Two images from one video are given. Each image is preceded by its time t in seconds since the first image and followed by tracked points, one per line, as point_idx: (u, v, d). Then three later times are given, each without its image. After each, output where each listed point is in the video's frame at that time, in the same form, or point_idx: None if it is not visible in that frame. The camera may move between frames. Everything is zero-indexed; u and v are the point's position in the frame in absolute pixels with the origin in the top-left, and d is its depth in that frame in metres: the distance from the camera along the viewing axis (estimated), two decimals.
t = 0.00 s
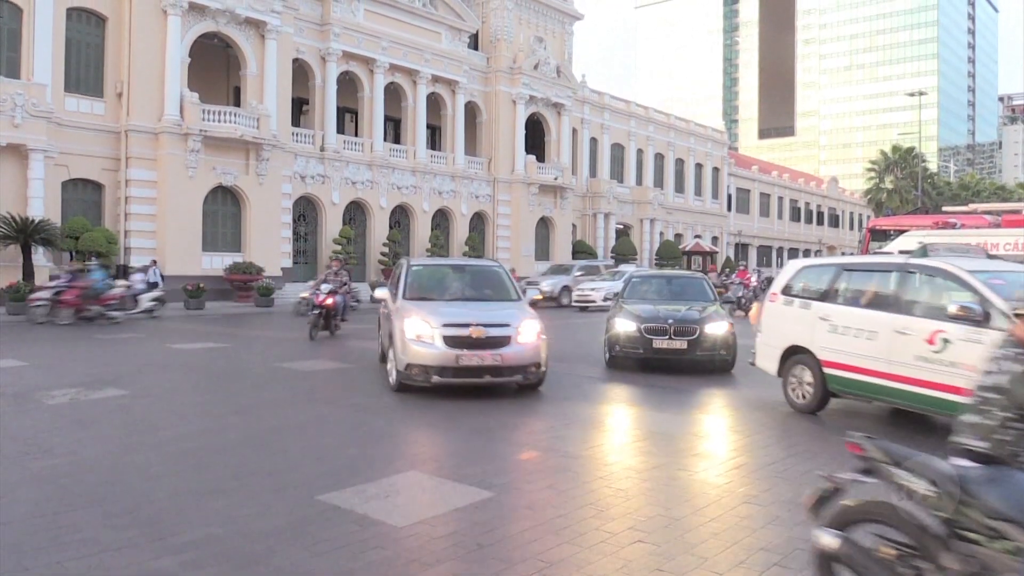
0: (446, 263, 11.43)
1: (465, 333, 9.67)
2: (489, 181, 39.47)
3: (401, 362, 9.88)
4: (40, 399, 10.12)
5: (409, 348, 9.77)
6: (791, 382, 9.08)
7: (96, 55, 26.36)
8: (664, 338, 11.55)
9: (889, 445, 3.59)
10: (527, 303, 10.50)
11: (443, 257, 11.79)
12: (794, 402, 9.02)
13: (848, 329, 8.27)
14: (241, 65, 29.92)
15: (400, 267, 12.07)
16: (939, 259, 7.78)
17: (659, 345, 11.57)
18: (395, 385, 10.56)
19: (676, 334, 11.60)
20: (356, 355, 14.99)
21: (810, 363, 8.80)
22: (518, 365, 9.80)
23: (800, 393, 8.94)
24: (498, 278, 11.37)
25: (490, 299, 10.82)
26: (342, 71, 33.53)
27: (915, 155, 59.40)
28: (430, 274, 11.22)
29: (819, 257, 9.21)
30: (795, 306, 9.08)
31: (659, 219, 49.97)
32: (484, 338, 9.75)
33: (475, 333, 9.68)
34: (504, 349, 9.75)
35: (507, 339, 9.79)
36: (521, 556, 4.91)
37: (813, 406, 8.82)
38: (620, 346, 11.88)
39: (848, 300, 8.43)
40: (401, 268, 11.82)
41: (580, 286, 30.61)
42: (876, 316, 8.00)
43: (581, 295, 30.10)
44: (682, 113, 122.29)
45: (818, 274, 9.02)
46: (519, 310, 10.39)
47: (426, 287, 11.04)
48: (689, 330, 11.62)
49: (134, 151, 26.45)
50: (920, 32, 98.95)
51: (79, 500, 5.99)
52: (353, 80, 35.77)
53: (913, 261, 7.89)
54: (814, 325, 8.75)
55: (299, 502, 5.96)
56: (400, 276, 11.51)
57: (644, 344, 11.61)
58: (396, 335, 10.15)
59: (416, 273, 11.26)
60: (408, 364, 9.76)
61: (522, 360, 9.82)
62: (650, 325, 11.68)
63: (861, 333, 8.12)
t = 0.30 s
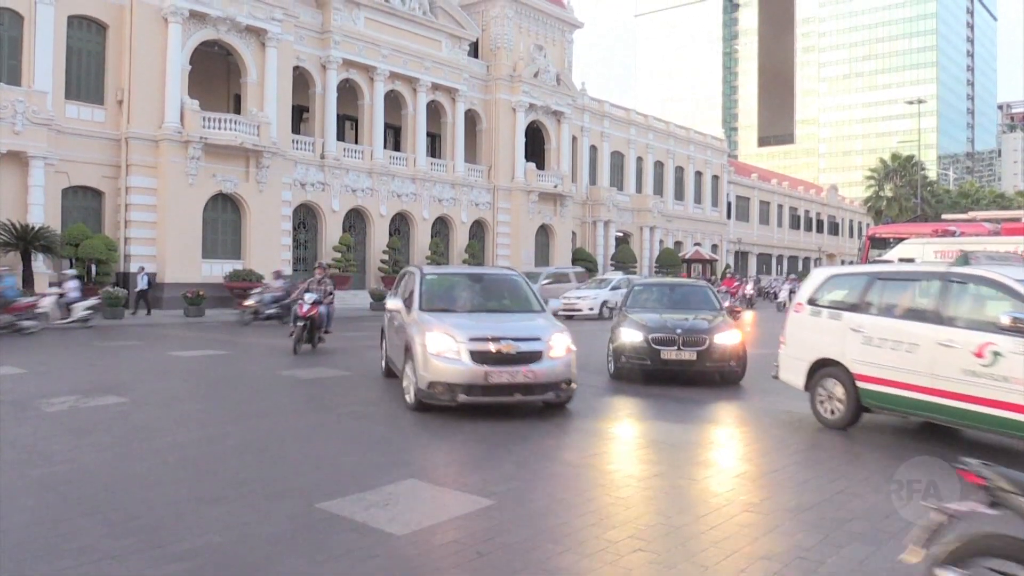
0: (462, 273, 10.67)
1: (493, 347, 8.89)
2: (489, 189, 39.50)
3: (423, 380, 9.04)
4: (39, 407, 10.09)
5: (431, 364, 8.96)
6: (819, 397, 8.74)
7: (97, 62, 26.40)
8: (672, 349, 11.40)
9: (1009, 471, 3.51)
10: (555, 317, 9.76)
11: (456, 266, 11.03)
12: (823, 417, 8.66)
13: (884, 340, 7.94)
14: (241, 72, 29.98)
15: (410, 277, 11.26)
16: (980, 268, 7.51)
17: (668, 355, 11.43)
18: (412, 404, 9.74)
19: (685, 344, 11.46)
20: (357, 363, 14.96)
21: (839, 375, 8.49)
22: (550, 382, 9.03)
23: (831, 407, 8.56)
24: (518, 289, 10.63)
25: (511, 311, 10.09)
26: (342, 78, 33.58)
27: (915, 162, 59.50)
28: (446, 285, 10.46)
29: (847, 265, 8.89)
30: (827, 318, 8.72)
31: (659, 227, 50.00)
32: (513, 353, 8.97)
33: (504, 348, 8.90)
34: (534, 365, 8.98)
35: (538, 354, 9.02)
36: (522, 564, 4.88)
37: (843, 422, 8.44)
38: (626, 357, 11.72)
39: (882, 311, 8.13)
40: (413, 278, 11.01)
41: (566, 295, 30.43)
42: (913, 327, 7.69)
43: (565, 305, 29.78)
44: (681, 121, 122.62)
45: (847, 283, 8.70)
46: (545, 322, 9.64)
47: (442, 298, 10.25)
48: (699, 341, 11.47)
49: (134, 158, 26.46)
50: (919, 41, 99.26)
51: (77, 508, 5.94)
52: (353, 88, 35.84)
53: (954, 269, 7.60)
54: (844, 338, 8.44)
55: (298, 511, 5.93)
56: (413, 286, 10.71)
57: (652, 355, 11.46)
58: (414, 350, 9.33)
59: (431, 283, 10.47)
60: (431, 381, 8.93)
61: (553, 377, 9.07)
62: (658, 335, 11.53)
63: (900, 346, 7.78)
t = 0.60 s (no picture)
0: (487, 292, 9.81)
1: (538, 377, 8.03)
2: (489, 208, 39.55)
3: (458, 413, 8.12)
4: (37, 426, 9.98)
5: (468, 395, 8.05)
6: (858, 425, 8.32)
7: (100, 82, 26.51)
8: (687, 373, 11.22)
9: None
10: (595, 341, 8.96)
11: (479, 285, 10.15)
12: (860, 446, 8.25)
13: (933, 365, 7.60)
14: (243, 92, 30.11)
15: (428, 295, 10.33)
16: None
17: (682, 380, 11.23)
18: (438, 438, 8.80)
19: (700, 368, 11.29)
20: (357, 382, 14.85)
21: (880, 403, 8.11)
22: (597, 415, 8.22)
23: (871, 436, 8.15)
24: (549, 310, 9.78)
25: (545, 335, 9.25)
26: (343, 98, 33.73)
27: (914, 183, 59.73)
28: (471, 305, 9.58)
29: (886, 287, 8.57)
30: (865, 341, 8.36)
31: (659, 246, 50.04)
32: (558, 383, 8.13)
33: (549, 378, 8.06)
34: (581, 396, 8.15)
35: (585, 384, 8.20)
36: None
37: (885, 450, 8.02)
38: (637, 383, 11.47)
39: (926, 335, 7.83)
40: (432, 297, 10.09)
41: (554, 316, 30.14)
42: (963, 352, 7.41)
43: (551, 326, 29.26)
44: (680, 142, 123.30)
45: (888, 305, 8.36)
46: (586, 347, 8.80)
47: (468, 320, 9.36)
48: (715, 365, 11.30)
49: (135, 177, 26.49)
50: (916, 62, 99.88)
51: (72, 528, 5.84)
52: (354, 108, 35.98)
53: (1007, 292, 7.37)
54: (883, 362, 8.10)
55: (296, 531, 5.84)
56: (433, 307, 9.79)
57: (666, 380, 11.26)
58: (444, 378, 8.42)
59: (454, 304, 9.57)
60: (469, 415, 8.01)
61: (601, 408, 8.22)
62: (672, 360, 11.34)
63: (949, 371, 7.47)
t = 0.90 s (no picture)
0: (517, 318, 9.03)
1: (586, 411, 7.19)
2: (489, 232, 39.60)
3: (499, 452, 7.25)
4: (34, 448, 9.85)
5: (509, 432, 7.21)
6: (896, 456, 7.84)
7: (102, 105, 26.61)
8: (704, 403, 10.85)
9: None
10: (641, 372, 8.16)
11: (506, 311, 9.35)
12: (899, 479, 7.78)
13: (979, 396, 7.11)
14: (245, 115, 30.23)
15: (450, 322, 9.51)
16: None
17: (699, 410, 10.85)
18: (471, 480, 7.91)
19: (718, 398, 10.93)
20: (357, 406, 14.72)
21: (922, 433, 7.60)
22: (652, 454, 7.35)
23: (910, 469, 7.68)
24: (583, 339, 9.01)
25: (583, 365, 8.45)
26: (344, 122, 33.87)
27: (912, 207, 59.98)
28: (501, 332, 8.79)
29: (923, 312, 8.10)
30: (903, 367, 7.89)
31: (659, 270, 50.08)
32: (608, 418, 7.27)
33: (599, 412, 7.21)
34: (634, 433, 7.28)
35: (637, 419, 7.35)
36: None
37: (927, 485, 7.55)
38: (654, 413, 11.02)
39: (971, 363, 7.36)
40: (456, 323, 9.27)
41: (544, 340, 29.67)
42: (1013, 381, 6.93)
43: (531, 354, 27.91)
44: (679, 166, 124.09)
45: (927, 331, 7.88)
46: (633, 378, 8.00)
47: (498, 349, 8.54)
48: (734, 394, 10.97)
49: (136, 199, 26.50)
50: (915, 86, 99.41)
51: (67, 551, 5.73)
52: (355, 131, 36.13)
53: None
54: (924, 390, 7.59)
55: (294, 555, 5.75)
56: (460, 334, 8.97)
57: (682, 410, 10.86)
58: (481, 413, 7.58)
59: (482, 332, 8.77)
60: (511, 454, 7.16)
61: (656, 445, 7.38)
62: (689, 389, 10.96)
63: (997, 401, 6.97)
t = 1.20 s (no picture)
0: (558, 354, 8.14)
1: (659, 461, 6.34)
2: (489, 266, 39.59)
3: (559, 509, 6.30)
4: (30, 482, 9.68)
5: (572, 485, 6.29)
6: (953, 506, 7.45)
7: (106, 138, 26.75)
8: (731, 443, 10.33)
9: None
10: (701, 416, 7.36)
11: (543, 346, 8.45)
12: (958, 530, 7.39)
13: None
14: (247, 150, 30.38)
15: (480, 358, 8.57)
16: None
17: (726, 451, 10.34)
18: (517, 539, 6.91)
19: (742, 438, 10.44)
20: (357, 441, 14.52)
21: (981, 480, 7.24)
22: (728, 510, 6.52)
23: (970, 520, 7.29)
24: (630, 378, 8.17)
25: (637, 407, 7.59)
26: (345, 156, 34.05)
27: (911, 243, 60.22)
28: (543, 370, 7.89)
29: (974, 349, 7.76)
30: (957, 410, 7.50)
31: (659, 305, 50.02)
32: (682, 469, 6.42)
33: (673, 462, 6.37)
34: (710, 485, 6.45)
35: (712, 469, 6.53)
36: None
37: (990, 537, 7.14)
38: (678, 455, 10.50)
39: None
40: (489, 359, 8.34)
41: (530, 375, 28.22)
42: None
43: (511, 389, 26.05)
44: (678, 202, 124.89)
45: (982, 370, 7.53)
46: (696, 422, 7.17)
47: (542, 389, 7.63)
48: (759, 432, 10.47)
49: (137, 232, 26.51)
50: (910, 124, 99.58)
51: None
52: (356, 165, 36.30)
53: None
54: (983, 434, 7.21)
55: None
56: (495, 372, 8.03)
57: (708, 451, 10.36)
58: (533, 463, 6.63)
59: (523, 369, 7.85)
60: (575, 511, 6.22)
61: (732, 500, 6.56)
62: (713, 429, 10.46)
63: None
